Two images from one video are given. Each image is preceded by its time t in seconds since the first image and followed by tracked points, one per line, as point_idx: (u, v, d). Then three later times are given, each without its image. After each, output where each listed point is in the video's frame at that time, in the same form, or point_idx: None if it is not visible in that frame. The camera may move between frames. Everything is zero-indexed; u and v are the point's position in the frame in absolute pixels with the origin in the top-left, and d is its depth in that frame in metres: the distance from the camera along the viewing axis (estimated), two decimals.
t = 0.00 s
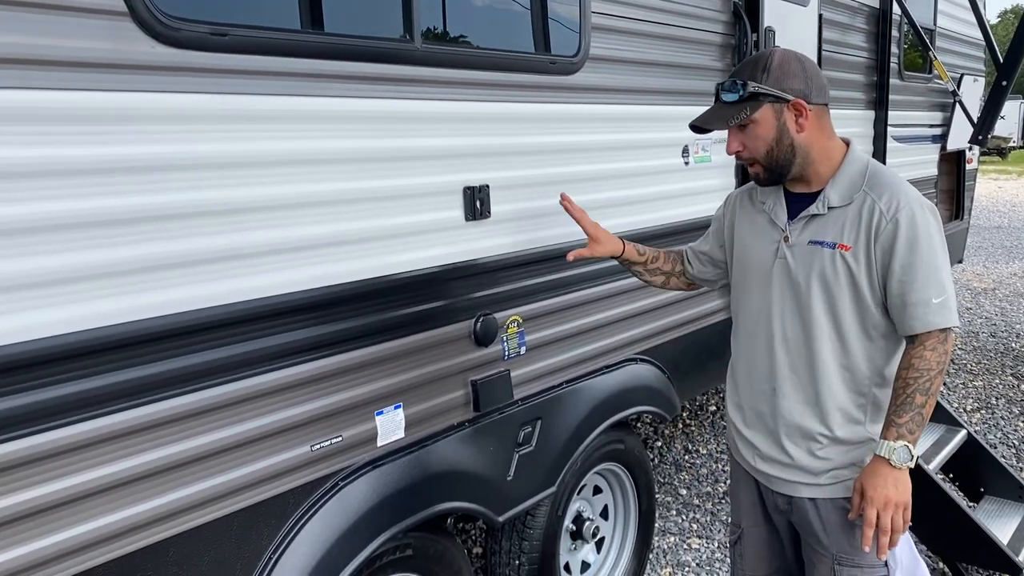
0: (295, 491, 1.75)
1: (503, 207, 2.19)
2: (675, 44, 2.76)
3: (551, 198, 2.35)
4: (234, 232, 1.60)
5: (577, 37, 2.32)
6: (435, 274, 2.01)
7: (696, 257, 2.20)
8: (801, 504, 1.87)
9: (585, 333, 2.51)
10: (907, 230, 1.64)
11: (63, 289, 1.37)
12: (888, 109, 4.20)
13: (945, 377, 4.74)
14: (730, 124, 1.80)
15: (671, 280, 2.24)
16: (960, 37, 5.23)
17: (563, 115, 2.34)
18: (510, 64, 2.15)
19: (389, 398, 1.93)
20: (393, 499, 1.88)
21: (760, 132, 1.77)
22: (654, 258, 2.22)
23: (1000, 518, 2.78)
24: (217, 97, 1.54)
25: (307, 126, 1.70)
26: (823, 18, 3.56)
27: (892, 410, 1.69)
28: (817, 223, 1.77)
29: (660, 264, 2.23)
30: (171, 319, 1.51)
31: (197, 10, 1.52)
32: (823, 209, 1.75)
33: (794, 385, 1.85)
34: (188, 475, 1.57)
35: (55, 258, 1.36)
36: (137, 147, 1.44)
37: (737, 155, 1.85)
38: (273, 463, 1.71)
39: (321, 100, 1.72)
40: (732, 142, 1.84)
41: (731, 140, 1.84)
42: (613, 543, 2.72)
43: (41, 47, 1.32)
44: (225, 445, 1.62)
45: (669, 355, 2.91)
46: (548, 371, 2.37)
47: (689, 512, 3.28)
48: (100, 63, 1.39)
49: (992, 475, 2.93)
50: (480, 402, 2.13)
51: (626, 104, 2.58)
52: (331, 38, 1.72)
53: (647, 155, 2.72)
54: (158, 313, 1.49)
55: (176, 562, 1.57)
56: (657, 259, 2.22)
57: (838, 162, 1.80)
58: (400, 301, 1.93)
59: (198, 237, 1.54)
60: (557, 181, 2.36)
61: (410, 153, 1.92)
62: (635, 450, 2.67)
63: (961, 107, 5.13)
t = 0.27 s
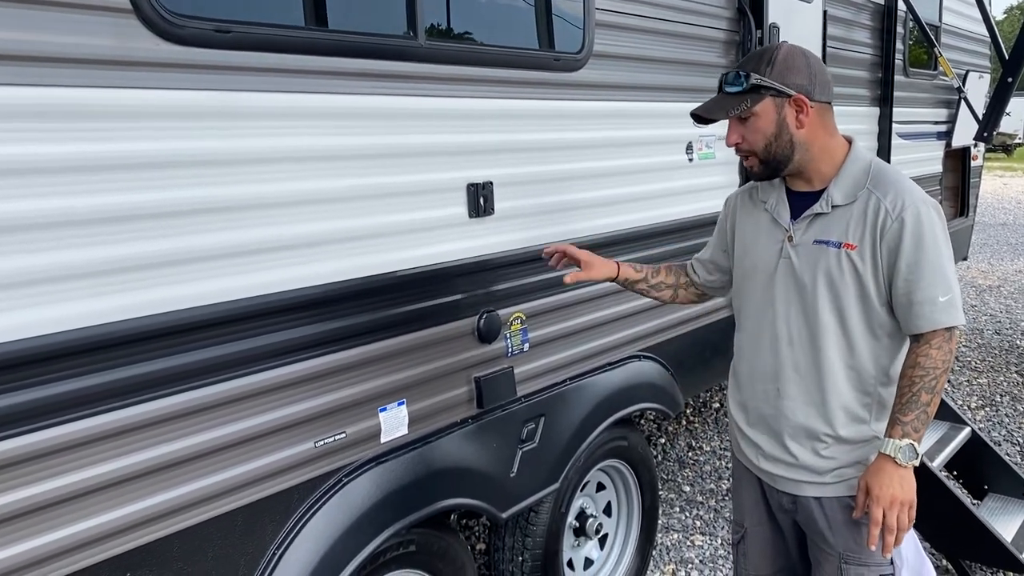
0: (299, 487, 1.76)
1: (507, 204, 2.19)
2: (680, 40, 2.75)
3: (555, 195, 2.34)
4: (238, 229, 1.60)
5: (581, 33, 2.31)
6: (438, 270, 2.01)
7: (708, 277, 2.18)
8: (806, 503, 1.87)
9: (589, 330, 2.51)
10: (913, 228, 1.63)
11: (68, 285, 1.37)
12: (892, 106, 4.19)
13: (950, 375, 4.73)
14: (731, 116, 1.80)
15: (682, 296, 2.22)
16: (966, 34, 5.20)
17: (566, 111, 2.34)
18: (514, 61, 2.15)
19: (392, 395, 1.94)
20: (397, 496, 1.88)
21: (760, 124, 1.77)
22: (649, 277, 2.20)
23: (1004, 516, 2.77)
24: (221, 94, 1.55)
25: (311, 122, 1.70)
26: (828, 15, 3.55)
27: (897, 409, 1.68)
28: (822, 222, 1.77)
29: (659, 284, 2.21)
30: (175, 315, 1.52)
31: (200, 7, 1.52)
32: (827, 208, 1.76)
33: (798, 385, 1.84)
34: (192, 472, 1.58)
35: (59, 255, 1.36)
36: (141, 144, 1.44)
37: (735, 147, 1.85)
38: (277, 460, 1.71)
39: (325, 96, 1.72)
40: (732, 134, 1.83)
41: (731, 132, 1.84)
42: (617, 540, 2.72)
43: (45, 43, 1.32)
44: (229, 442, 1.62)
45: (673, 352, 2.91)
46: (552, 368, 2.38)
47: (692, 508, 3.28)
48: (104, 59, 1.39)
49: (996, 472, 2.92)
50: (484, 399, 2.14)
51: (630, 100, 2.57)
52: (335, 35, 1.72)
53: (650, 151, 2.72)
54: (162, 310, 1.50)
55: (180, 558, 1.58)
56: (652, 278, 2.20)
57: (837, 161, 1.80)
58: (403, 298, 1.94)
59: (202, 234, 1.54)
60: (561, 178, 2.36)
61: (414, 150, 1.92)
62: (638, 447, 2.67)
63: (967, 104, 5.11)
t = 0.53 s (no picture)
0: (303, 484, 1.77)
1: (510, 202, 2.20)
2: (683, 38, 2.75)
3: (558, 193, 2.35)
4: (242, 227, 1.61)
5: (585, 31, 2.31)
6: (442, 268, 2.01)
7: (705, 305, 2.12)
8: (818, 501, 1.87)
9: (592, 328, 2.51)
10: (907, 217, 1.63)
11: (73, 283, 1.38)
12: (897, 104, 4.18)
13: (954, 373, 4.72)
14: (715, 119, 1.80)
15: (667, 328, 2.15)
16: (971, 32, 5.19)
17: (570, 110, 2.34)
18: (518, 59, 2.15)
19: (396, 393, 1.94)
20: (401, 493, 1.89)
21: (743, 126, 1.78)
22: (618, 328, 2.13)
23: (1007, 514, 2.77)
24: (225, 92, 1.55)
25: (314, 121, 1.70)
26: (832, 13, 3.54)
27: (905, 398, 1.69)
28: (816, 219, 1.77)
29: (634, 331, 2.13)
30: (179, 313, 1.52)
31: (205, 6, 1.52)
32: (819, 204, 1.76)
33: (802, 384, 1.84)
34: (196, 469, 1.58)
35: (65, 253, 1.37)
36: (145, 142, 1.45)
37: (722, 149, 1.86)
38: (280, 457, 1.72)
39: (329, 95, 1.72)
40: (718, 136, 1.84)
41: (717, 134, 1.85)
42: (620, 538, 2.73)
43: (51, 42, 1.33)
44: (232, 439, 1.63)
45: (676, 350, 2.91)
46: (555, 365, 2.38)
47: (695, 506, 3.29)
48: (109, 58, 1.39)
49: (999, 471, 2.92)
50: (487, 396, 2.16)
51: (633, 99, 2.57)
52: (340, 33, 1.72)
53: (654, 149, 2.72)
54: (166, 307, 1.50)
55: (184, 555, 1.58)
56: (622, 329, 2.13)
57: (824, 158, 1.80)
58: (407, 296, 1.94)
59: (206, 232, 1.55)
60: (564, 176, 2.36)
61: (417, 149, 1.93)
62: (641, 445, 2.67)
63: (971, 102, 5.09)
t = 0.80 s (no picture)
0: (305, 483, 1.77)
1: (512, 202, 2.20)
2: (686, 38, 2.75)
3: (560, 192, 2.35)
4: (244, 227, 1.61)
5: (587, 30, 2.31)
6: (444, 268, 2.02)
7: (685, 316, 2.08)
8: (845, 499, 1.86)
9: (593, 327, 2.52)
10: (900, 203, 1.65)
11: (75, 282, 1.39)
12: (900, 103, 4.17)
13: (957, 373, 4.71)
14: (691, 132, 1.79)
15: (646, 341, 2.09)
16: (975, 31, 5.18)
17: (572, 109, 2.35)
18: (520, 58, 2.15)
19: (398, 392, 1.95)
20: (403, 491, 1.90)
21: (720, 138, 1.78)
22: (597, 344, 2.08)
23: (1011, 514, 2.77)
24: (226, 92, 1.56)
25: (316, 121, 1.71)
26: (836, 12, 3.54)
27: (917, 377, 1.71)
28: (809, 218, 1.77)
29: (613, 347, 2.08)
30: (181, 312, 1.53)
31: (207, 6, 1.53)
32: (808, 203, 1.76)
33: (814, 384, 1.83)
34: (199, 468, 1.59)
35: (67, 252, 1.37)
36: (147, 142, 1.45)
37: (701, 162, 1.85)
38: (283, 457, 1.72)
39: (330, 95, 1.72)
40: (695, 150, 1.83)
41: (694, 148, 1.84)
42: (623, 537, 2.73)
43: (53, 43, 1.34)
44: (234, 439, 1.64)
45: (679, 350, 2.91)
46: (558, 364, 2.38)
47: (699, 506, 3.29)
48: (111, 58, 1.40)
49: (1003, 471, 2.91)
50: (490, 395, 2.15)
51: (635, 98, 2.57)
52: (342, 33, 1.72)
53: (656, 149, 2.72)
54: (168, 307, 1.51)
55: (187, 554, 1.59)
56: (602, 346, 2.07)
57: (804, 159, 1.81)
58: (409, 295, 1.94)
59: (208, 232, 1.56)
60: (566, 175, 2.36)
61: (419, 148, 1.93)
62: (644, 444, 2.68)
63: (976, 102, 5.08)
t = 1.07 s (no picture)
0: (307, 484, 1.78)
1: (513, 203, 2.20)
2: (688, 38, 2.75)
3: (562, 193, 2.35)
4: (246, 228, 1.62)
5: (589, 31, 2.31)
6: (445, 269, 2.02)
7: (685, 319, 2.07)
8: (847, 500, 1.86)
9: (595, 328, 2.52)
10: (901, 203, 1.65)
11: (77, 284, 1.39)
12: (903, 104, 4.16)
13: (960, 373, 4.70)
14: (692, 140, 1.79)
15: (646, 344, 2.08)
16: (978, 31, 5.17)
17: (573, 110, 2.35)
18: (521, 59, 2.15)
19: (399, 392, 1.95)
20: (405, 492, 1.90)
21: (721, 144, 1.77)
22: (597, 348, 2.06)
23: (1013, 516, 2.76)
24: (228, 94, 1.56)
25: (317, 122, 1.71)
26: (838, 12, 3.54)
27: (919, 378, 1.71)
28: (809, 220, 1.77)
29: (613, 351, 2.07)
30: (183, 313, 1.53)
31: (209, 8, 1.53)
32: (809, 205, 1.76)
33: (815, 386, 1.83)
34: (200, 468, 1.60)
35: (69, 254, 1.38)
36: (149, 144, 1.46)
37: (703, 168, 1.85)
38: (284, 457, 1.73)
39: (331, 96, 1.73)
40: (696, 156, 1.83)
41: (695, 154, 1.84)
42: (625, 537, 2.73)
43: (55, 45, 1.34)
44: (235, 440, 1.64)
45: (680, 350, 2.91)
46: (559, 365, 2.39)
47: (701, 506, 3.29)
48: (113, 60, 1.40)
49: (1005, 472, 2.91)
50: (491, 396, 2.15)
51: (636, 99, 2.57)
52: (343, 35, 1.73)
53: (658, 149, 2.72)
54: (170, 308, 1.52)
55: (189, 554, 1.60)
56: (602, 350, 2.06)
57: (805, 162, 1.81)
58: (410, 296, 1.95)
59: (210, 233, 1.56)
60: (568, 176, 2.36)
61: (420, 149, 1.93)
62: (646, 444, 2.68)
63: (979, 102, 5.07)
